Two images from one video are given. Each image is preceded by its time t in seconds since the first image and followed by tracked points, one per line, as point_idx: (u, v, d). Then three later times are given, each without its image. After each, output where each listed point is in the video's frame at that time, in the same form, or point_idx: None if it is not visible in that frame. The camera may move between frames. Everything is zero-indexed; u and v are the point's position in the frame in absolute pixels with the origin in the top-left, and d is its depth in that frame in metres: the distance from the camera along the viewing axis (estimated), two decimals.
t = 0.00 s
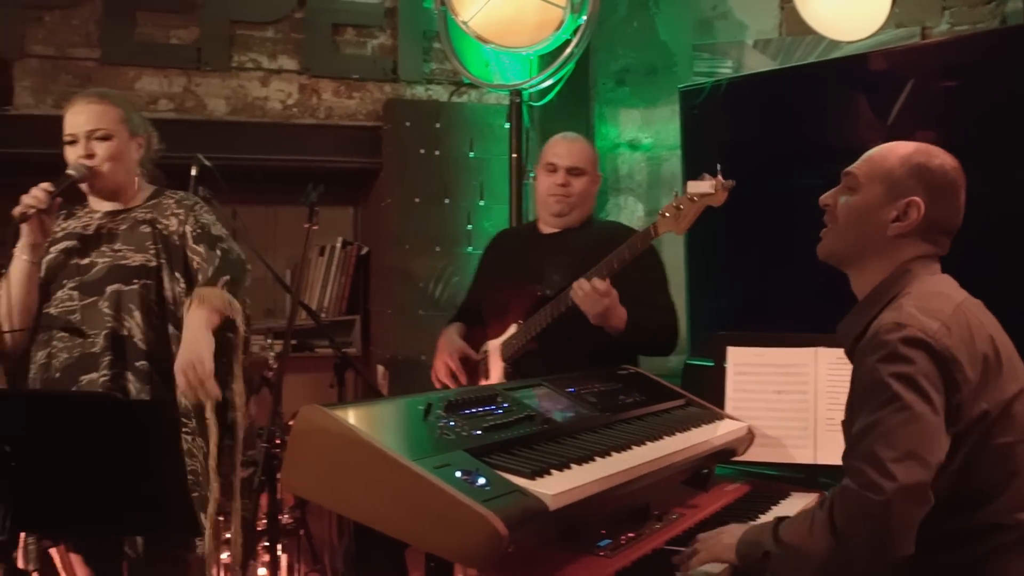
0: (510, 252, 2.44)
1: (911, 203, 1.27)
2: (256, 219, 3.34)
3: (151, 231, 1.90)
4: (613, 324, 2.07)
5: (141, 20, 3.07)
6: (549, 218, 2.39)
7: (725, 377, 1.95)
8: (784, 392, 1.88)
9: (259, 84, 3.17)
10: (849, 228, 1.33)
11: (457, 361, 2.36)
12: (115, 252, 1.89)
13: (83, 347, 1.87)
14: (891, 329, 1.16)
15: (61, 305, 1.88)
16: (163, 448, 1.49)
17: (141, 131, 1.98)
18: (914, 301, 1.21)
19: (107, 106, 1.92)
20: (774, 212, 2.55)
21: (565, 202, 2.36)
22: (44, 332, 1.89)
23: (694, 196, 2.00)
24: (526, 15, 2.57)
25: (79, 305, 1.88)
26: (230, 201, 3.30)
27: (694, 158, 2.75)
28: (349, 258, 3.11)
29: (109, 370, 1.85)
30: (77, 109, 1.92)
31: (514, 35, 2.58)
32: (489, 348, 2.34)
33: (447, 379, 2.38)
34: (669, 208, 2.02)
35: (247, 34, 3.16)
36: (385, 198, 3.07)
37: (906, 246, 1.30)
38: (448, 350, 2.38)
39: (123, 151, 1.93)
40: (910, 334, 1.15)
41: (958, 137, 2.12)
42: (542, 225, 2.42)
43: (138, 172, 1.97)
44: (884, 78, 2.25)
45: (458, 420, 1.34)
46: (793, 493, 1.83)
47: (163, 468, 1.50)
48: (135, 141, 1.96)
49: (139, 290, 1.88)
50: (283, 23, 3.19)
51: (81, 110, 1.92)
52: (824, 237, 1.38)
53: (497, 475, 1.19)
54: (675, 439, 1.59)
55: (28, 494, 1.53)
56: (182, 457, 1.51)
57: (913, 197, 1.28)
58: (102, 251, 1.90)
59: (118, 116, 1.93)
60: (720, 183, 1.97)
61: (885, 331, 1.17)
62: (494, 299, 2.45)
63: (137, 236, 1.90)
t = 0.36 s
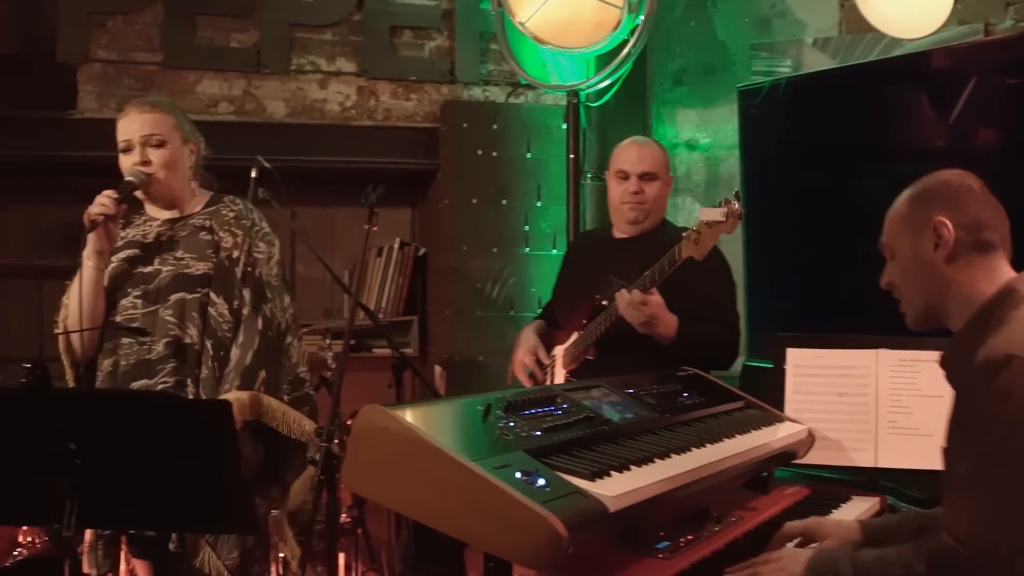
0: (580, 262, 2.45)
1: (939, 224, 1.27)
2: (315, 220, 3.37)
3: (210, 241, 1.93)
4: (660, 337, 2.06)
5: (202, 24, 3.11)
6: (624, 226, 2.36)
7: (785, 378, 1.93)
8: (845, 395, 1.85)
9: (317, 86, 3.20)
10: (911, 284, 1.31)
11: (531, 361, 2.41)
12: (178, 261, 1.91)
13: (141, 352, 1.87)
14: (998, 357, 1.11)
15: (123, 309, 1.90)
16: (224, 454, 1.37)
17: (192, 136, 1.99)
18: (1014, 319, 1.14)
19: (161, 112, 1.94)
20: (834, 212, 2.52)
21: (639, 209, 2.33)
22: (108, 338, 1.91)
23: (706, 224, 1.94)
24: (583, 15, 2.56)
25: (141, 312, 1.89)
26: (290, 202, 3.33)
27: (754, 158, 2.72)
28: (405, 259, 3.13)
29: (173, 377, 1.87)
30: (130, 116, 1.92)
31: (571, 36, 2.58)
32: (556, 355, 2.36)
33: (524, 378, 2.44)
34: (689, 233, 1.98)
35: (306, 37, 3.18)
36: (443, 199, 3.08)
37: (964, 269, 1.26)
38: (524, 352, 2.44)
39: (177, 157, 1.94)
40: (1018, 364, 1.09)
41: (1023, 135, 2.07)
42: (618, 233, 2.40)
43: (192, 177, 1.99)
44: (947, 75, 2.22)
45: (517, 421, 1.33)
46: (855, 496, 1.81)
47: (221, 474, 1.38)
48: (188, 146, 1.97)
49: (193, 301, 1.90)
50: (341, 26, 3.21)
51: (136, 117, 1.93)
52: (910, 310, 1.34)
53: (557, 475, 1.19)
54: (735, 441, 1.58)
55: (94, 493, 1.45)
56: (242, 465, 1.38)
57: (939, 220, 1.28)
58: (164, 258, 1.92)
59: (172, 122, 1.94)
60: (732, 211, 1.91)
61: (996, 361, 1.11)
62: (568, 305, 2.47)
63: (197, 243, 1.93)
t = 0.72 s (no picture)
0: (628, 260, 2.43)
1: None
2: (371, 222, 3.39)
3: (274, 240, 1.87)
4: (708, 307, 1.97)
5: (261, 28, 3.15)
6: (663, 227, 2.37)
7: (844, 381, 1.90)
8: (906, 397, 1.83)
9: (375, 89, 3.22)
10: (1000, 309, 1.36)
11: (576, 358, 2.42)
12: (243, 262, 1.84)
13: (207, 354, 1.80)
14: None
15: (188, 314, 1.84)
16: (281, 457, 1.35)
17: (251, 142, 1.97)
18: None
19: (221, 117, 1.93)
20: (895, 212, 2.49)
21: (676, 210, 2.33)
22: (173, 342, 1.85)
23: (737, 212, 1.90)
24: (641, 15, 2.55)
25: (207, 314, 1.82)
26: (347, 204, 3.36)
27: (814, 157, 2.69)
28: (462, 260, 3.13)
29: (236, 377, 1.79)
30: (191, 120, 1.92)
31: (629, 35, 2.57)
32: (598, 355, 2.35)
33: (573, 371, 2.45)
34: (720, 223, 1.92)
35: (364, 40, 3.21)
36: (500, 201, 3.09)
37: None
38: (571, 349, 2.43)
39: (237, 161, 1.92)
40: None
41: None
42: (661, 234, 2.41)
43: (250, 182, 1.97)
44: (1010, 73, 2.20)
45: (576, 423, 1.33)
46: (916, 500, 1.79)
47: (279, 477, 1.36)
48: (246, 152, 1.96)
49: (260, 300, 1.82)
50: (398, 29, 3.23)
51: (197, 121, 1.92)
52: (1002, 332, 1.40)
53: (616, 477, 1.18)
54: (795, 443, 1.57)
55: (158, 492, 1.47)
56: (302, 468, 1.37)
57: None
58: (227, 260, 1.85)
59: (231, 126, 1.93)
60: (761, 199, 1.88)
61: None
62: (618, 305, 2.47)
63: (261, 243, 1.86)
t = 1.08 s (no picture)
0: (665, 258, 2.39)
1: None
2: (423, 223, 3.41)
3: (333, 243, 1.89)
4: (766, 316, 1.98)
5: (314, 31, 3.18)
6: (689, 227, 2.33)
7: (901, 384, 1.89)
8: (963, 400, 1.81)
9: (426, 91, 3.23)
10: None
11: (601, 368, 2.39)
12: (303, 267, 1.86)
13: (270, 359, 1.81)
14: None
15: (248, 318, 1.85)
16: (333, 452, 1.36)
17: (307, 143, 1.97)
18: None
19: (280, 119, 1.93)
20: (951, 212, 2.46)
21: (705, 209, 2.30)
22: (234, 345, 1.86)
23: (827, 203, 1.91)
24: (693, 15, 2.53)
25: (268, 318, 1.83)
26: (399, 206, 3.38)
27: (868, 157, 2.67)
28: (513, 262, 3.13)
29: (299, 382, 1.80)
30: (249, 122, 1.92)
31: (682, 35, 2.56)
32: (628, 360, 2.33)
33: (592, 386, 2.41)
34: (805, 214, 1.94)
35: (415, 43, 3.22)
36: (551, 203, 3.09)
37: None
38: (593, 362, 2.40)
39: (295, 162, 1.92)
40: None
41: None
42: (685, 237, 2.37)
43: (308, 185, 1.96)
44: None
45: (628, 424, 1.33)
46: (973, 505, 1.76)
47: (329, 471, 1.37)
48: (304, 154, 1.95)
49: (321, 302, 1.84)
50: (449, 31, 3.24)
51: (256, 121, 1.92)
52: None
53: (669, 480, 1.18)
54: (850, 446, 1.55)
55: (213, 489, 1.47)
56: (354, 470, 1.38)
57: None
58: (287, 265, 1.87)
59: (290, 127, 1.93)
60: (855, 189, 1.85)
61: None
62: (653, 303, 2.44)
63: (320, 245, 1.88)
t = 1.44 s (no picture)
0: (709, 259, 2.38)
1: None
2: (470, 225, 3.42)
3: (389, 245, 1.86)
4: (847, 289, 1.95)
5: (361, 35, 3.21)
6: (734, 226, 2.34)
7: (952, 389, 1.88)
8: (1014, 403, 1.78)
9: (472, 93, 3.24)
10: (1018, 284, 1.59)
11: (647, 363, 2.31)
12: (353, 261, 1.84)
13: (318, 348, 1.80)
14: None
15: (293, 304, 1.86)
16: (380, 448, 1.36)
17: (375, 137, 1.98)
18: None
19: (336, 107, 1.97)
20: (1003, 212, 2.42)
21: (751, 206, 2.31)
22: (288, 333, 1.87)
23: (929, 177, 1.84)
24: (740, 15, 2.52)
25: (315, 307, 1.84)
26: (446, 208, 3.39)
27: (917, 157, 2.63)
28: (560, 263, 3.13)
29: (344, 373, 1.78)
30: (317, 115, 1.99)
31: (729, 35, 2.54)
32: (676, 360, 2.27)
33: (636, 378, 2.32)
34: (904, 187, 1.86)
35: (461, 45, 3.23)
36: (598, 204, 3.09)
37: None
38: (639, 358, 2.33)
39: (338, 146, 1.93)
40: None
41: None
42: (724, 235, 2.38)
43: (359, 170, 1.94)
44: None
45: (677, 426, 1.32)
46: None
47: (376, 466, 1.37)
48: (352, 138, 1.95)
49: (373, 300, 1.82)
50: (495, 33, 3.24)
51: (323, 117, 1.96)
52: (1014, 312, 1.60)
53: (718, 483, 1.17)
54: (899, 450, 1.54)
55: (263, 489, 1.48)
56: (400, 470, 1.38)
57: None
58: (339, 257, 1.86)
59: (342, 114, 1.96)
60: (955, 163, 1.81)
61: None
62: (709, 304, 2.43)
63: (376, 245, 1.86)
